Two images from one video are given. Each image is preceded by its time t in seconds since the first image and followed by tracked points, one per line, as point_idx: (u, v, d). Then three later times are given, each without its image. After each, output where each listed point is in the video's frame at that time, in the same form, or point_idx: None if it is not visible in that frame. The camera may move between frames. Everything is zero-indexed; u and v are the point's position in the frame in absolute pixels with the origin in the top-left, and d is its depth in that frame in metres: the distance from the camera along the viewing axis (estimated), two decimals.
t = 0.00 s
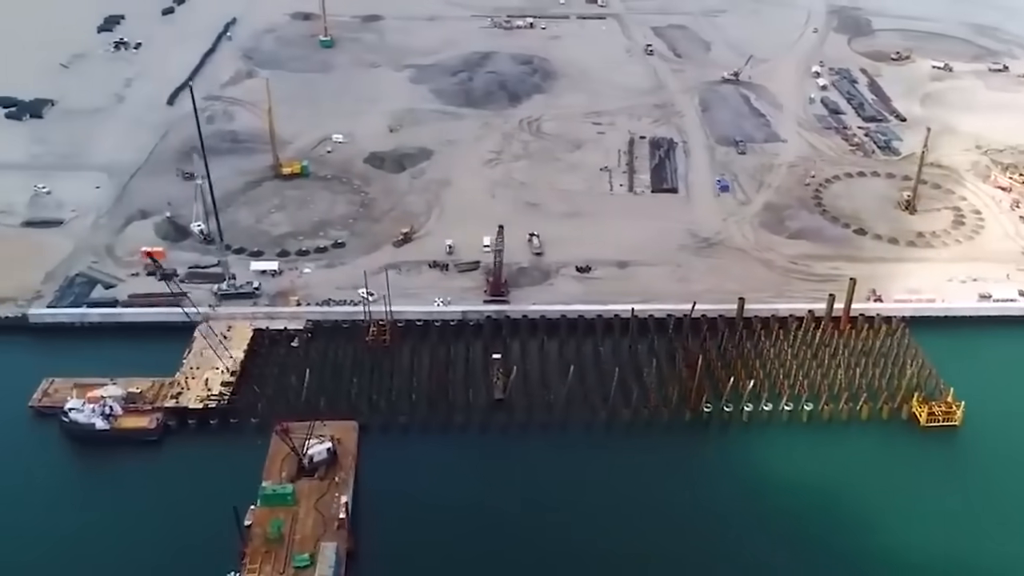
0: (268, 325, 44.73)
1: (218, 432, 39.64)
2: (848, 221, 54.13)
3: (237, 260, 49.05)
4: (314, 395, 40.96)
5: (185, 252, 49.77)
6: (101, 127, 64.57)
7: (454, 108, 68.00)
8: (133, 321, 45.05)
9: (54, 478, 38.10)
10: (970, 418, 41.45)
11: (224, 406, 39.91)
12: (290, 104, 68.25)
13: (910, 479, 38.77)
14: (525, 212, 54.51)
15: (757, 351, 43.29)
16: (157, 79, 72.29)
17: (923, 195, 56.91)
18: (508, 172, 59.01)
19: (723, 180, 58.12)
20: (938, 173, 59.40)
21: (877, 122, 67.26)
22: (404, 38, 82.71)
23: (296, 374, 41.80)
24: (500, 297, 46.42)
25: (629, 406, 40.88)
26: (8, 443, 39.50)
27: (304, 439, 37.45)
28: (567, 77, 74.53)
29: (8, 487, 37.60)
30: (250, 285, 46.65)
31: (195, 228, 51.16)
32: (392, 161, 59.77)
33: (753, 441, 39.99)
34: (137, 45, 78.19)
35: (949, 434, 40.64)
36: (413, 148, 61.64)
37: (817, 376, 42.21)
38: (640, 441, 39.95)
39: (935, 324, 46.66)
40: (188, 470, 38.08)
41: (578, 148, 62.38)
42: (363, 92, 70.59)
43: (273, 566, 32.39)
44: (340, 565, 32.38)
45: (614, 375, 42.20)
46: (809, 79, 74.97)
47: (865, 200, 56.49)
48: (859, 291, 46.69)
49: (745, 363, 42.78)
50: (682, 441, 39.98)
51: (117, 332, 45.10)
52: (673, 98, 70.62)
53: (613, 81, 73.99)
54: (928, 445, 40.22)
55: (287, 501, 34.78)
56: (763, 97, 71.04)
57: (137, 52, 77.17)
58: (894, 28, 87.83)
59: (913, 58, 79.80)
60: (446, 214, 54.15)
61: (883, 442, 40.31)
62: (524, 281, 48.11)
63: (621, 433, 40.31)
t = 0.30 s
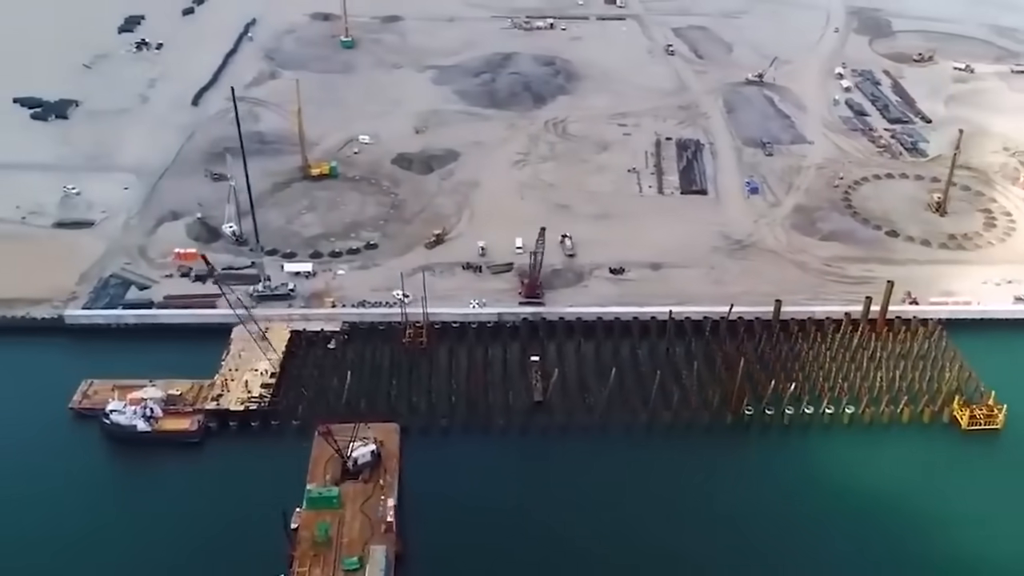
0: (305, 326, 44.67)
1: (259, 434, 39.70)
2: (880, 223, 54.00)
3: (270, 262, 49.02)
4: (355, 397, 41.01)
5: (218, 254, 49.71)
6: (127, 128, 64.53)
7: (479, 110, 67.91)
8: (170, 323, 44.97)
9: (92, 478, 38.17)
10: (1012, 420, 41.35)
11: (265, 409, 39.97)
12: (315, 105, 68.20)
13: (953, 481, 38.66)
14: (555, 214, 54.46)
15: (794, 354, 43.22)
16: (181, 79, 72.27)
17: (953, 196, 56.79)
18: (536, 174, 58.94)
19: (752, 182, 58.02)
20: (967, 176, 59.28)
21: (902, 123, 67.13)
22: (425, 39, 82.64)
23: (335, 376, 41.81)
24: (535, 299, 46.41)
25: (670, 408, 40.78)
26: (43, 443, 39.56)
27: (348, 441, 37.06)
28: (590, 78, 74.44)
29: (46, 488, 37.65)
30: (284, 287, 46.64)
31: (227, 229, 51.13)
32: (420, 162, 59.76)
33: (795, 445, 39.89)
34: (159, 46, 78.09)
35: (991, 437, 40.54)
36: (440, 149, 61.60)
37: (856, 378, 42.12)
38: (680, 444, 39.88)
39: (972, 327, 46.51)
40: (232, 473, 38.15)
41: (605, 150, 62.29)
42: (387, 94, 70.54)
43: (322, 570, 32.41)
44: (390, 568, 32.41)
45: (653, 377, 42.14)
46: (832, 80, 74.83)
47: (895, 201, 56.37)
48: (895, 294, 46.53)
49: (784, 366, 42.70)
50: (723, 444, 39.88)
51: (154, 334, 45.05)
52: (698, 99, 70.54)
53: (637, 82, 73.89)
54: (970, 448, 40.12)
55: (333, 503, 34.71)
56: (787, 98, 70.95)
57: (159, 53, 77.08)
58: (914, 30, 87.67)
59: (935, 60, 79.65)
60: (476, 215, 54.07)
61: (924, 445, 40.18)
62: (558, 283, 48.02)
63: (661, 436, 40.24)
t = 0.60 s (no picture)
0: (341, 328, 44.63)
1: (300, 437, 39.77)
2: (910, 224, 53.92)
3: (303, 263, 49.01)
4: (395, 399, 40.99)
5: (250, 255, 49.66)
6: (152, 128, 64.48)
7: (503, 110, 67.83)
8: (205, 325, 44.86)
9: (131, 479, 38.16)
10: None
11: (305, 411, 40.02)
12: (339, 106, 68.13)
13: (998, 485, 38.52)
14: (585, 215, 54.41)
15: (832, 356, 43.22)
16: (203, 80, 72.22)
17: (982, 198, 56.73)
18: (564, 175, 58.87)
19: (780, 183, 57.96)
20: (995, 177, 59.21)
21: (927, 124, 67.04)
22: (445, 40, 82.58)
23: (374, 378, 41.79)
24: (569, 300, 46.37)
25: (710, 411, 40.77)
26: (81, 444, 39.58)
27: (393, 443, 37.12)
28: (612, 79, 74.36)
29: (86, 488, 37.64)
30: (319, 288, 46.66)
31: (259, 231, 51.10)
32: (447, 163, 59.72)
33: (836, 447, 39.90)
34: (180, 46, 78.03)
35: None
36: (467, 150, 61.54)
37: (895, 381, 42.11)
38: (721, 446, 39.88)
39: (1008, 329, 46.43)
40: (275, 475, 38.20)
41: (632, 151, 62.19)
42: (410, 94, 70.48)
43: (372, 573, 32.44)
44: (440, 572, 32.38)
45: (692, 379, 42.13)
46: (854, 81, 74.75)
47: (924, 203, 56.28)
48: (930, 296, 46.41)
49: (822, 368, 42.71)
50: (764, 447, 39.88)
51: (189, 336, 45.00)
52: (721, 100, 70.45)
53: (659, 83, 73.80)
54: (1012, 450, 40.05)
55: (380, 506, 34.66)
56: (811, 99, 70.89)
57: (180, 54, 77.03)
58: (933, 30, 87.58)
59: (957, 61, 79.57)
60: (506, 217, 54.00)
61: (966, 447, 40.12)
62: (592, 284, 47.97)
63: (702, 438, 40.25)
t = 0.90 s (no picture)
0: (377, 329, 44.54)
1: (342, 439, 39.80)
2: (941, 226, 53.84)
3: (337, 265, 48.96)
4: (436, 401, 40.98)
5: (283, 256, 49.60)
6: (177, 129, 64.39)
7: (528, 111, 67.74)
8: (240, 326, 44.78)
9: (171, 479, 38.15)
10: None
11: (347, 412, 39.97)
12: (363, 107, 68.06)
13: None
14: (615, 217, 54.32)
15: (870, 357, 43.18)
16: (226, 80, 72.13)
17: (1012, 200, 56.66)
18: (592, 176, 58.78)
19: (809, 184, 57.88)
20: None
21: (952, 126, 66.97)
22: (465, 40, 82.49)
23: (414, 380, 41.75)
24: (604, 302, 46.31)
25: (752, 413, 40.81)
26: (118, 444, 39.56)
27: (438, 444, 37.02)
28: (635, 80, 74.27)
29: (125, 488, 37.61)
30: (354, 290, 46.61)
31: (291, 232, 51.02)
32: (475, 164, 59.67)
33: (878, 450, 39.95)
34: (201, 46, 77.96)
35: None
36: (494, 151, 61.47)
37: (935, 383, 42.13)
38: (762, 448, 39.92)
39: None
40: (319, 476, 38.21)
41: (659, 152, 62.08)
42: (433, 95, 70.40)
43: None
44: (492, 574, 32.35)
45: (732, 381, 42.14)
46: (877, 82, 74.67)
47: (954, 205, 56.20)
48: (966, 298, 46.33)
49: (862, 370, 42.68)
50: (806, 449, 39.92)
51: (224, 337, 44.93)
52: (745, 101, 70.37)
53: (682, 84, 73.71)
54: None
55: (427, 509, 34.63)
56: (834, 100, 70.82)
57: (201, 54, 76.94)
58: (952, 31, 87.50)
59: (978, 61, 79.50)
60: (537, 218, 53.92)
61: (1008, 449, 40.11)
62: (627, 286, 47.89)
63: (743, 441, 40.29)
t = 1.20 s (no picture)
0: (414, 331, 44.50)
1: (384, 441, 39.79)
2: (972, 227, 53.76)
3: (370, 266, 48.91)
4: (476, 403, 41.01)
5: (316, 257, 49.54)
6: (201, 129, 64.31)
7: (552, 112, 67.66)
8: (276, 328, 44.81)
9: (206, 479, 38.09)
10: None
11: (388, 415, 40.08)
12: (387, 107, 67.99)
13: None
14: (646, 218, 54.24)
15: (908, 359, 43.16)
16: (248, 81, 72.04)
17: None
18: (621, 177, 58.69)
19: (838, 185, 57.80)
20: None
21: (977, 126, 66.90)
22: (485, 41, 82.39)
23: (454, 382, 41.79)
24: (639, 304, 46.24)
25: (793, 415, 40.85)
26: (156, 444, 39.56)
27: (483, 447, 37.15)
28: (657, 80, 74.20)
29: (162, 487, 37.55)
30: (389, 291, 46.57)
31: (322, 233, 50.95)
32: (502, 165, 59.60)
33: (920, 451, 39.89)
34: (221, 47, 77.88)
35: None
36: (521, 152, 61.40)
37: (975, 386, 42.13)
38: (803, 450, 39.85)
39: None
40: (363, 477, 38.17)
41: (685, 152, 61.98)
42: (457, 96, 70.31)
43: None
44: None
45: (772, 383, 42.11)
46: (899, 82, 74.59)
47: (983, 206, 56.13)
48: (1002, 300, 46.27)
49: (901, 372, 42.67)
50: (848, 451, 39.83)
51: (260, 339, 44.92)
52: (768, 102, 70.30)
53: (705, 85, 73.63)
54: None
55: (474, 511, 34.65)
56: (858, 101, 70.74)
57: (222, 54, 76.85)
58: (971, 31, 87.43)
59: (999, 62, 79.44)
60: (568, 219, 53.85)
61: None
62: (661, 287, 47.81)
63: (785, 443, 40.22)
